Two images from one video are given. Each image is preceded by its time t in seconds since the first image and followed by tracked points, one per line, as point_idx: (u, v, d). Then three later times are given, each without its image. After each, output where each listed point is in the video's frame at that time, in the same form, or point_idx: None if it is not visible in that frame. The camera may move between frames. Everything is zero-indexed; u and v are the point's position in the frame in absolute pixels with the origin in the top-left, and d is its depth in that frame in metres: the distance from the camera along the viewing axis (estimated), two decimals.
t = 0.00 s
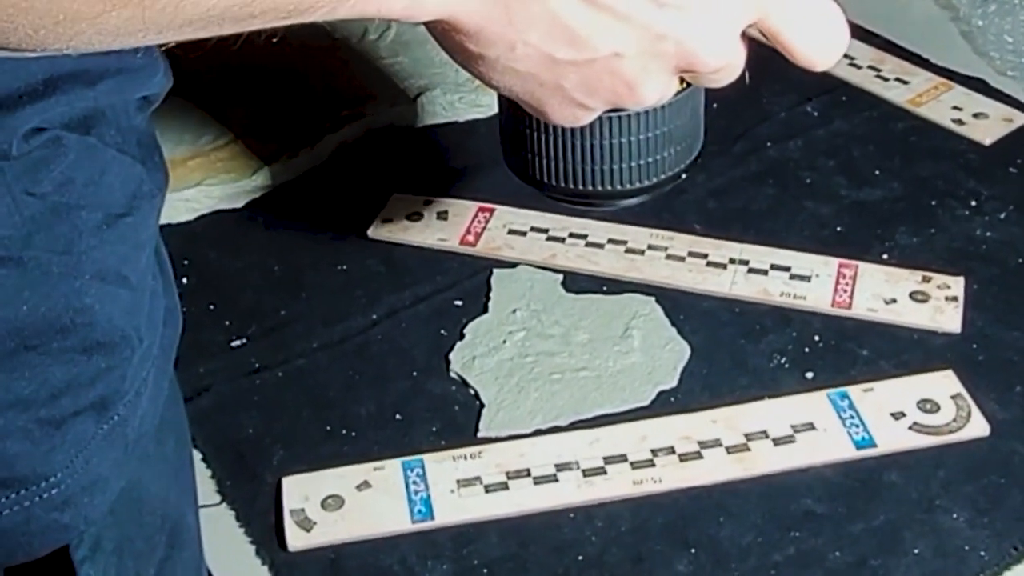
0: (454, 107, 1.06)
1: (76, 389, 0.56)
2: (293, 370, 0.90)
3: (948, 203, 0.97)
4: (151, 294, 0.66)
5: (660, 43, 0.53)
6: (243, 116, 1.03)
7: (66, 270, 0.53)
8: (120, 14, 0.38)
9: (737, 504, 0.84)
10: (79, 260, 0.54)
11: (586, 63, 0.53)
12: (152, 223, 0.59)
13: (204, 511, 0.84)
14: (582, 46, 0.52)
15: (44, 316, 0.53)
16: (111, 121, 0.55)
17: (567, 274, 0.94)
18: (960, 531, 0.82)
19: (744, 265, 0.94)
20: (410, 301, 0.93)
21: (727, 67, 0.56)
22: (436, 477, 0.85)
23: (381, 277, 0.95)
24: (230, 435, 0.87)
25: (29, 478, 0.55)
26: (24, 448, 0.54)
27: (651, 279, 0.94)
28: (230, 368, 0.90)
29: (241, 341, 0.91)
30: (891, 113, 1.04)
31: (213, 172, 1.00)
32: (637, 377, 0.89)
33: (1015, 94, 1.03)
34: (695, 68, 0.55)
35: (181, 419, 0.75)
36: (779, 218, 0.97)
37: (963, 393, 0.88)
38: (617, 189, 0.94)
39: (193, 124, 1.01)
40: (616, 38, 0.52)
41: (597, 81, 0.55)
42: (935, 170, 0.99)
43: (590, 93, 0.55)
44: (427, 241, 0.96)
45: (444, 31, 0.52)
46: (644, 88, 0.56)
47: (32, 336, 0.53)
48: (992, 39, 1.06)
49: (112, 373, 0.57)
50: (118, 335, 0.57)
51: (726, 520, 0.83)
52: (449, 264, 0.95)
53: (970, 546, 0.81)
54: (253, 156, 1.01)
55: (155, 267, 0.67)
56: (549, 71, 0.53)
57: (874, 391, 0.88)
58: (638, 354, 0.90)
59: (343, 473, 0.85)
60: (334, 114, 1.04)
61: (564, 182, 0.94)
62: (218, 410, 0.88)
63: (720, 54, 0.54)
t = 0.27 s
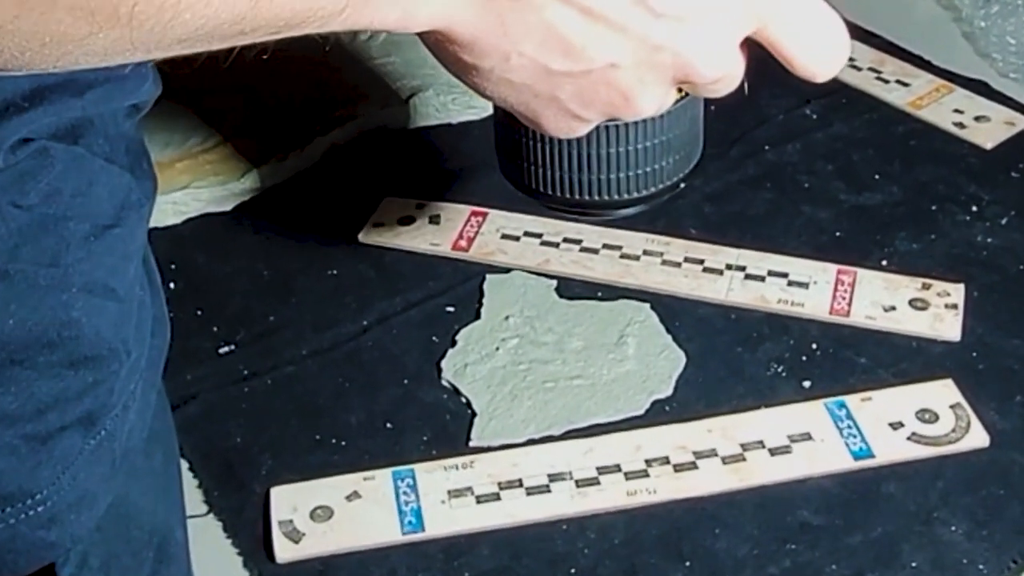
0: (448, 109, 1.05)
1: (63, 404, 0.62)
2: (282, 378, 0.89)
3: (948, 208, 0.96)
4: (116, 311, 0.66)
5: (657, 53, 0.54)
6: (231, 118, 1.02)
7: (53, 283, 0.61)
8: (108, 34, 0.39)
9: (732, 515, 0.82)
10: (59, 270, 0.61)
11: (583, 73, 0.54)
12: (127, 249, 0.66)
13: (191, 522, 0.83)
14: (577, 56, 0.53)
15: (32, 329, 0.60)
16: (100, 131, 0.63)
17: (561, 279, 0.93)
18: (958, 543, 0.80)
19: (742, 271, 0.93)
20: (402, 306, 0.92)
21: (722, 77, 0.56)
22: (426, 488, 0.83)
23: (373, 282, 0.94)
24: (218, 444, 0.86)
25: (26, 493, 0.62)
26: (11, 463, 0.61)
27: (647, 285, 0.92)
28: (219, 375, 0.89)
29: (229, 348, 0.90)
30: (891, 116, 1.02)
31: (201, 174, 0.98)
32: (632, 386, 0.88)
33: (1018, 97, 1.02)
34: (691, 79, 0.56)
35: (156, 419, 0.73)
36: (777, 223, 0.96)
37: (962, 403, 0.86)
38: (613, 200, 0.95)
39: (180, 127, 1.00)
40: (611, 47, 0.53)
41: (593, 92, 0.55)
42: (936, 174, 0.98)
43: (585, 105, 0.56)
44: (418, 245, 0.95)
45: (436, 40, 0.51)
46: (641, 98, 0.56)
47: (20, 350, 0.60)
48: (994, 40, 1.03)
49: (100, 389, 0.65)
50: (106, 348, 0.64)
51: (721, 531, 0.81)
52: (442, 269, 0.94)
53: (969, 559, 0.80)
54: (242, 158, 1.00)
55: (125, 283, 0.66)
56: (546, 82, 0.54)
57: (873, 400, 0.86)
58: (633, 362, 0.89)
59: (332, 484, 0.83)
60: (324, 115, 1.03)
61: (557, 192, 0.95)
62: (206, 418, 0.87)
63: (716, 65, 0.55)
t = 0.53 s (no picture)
0: (445, 119, 1.06)
1: (63, 436, 0.64)
2: (276, 392, 0.89)
3: (946, 228, 0.96)
4: (117, 343, 0.67)
5: (654, 92, 0.53)
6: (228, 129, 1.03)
7: (53, 317, 0.62)
8: (114, 107, 0.38)
9: (724, 539, 0.82)
10: (62, 302, 0.62)
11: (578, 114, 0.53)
12: (126, 279, 0.67)
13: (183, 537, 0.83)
14: (575, 93, 0.51)
15: (35, 363, 0.61)
16: (104, 160, 0.64)
17: (557, 296, 0.93)
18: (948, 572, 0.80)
19: (738, 290, 0.93)
20: (397, 321, 0.92)
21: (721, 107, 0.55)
22: (418, 506, 0.83)
23: (369, 295, 0.94)
24: (211, 459, 0.86)
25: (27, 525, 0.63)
26: (12, 496, 0.62)
27: (643, 303, 0.92)
28: (213, 388, 0.89)
29: (223, 361, 0.91)
30: (892, 133, 1.02)
31: (198, 182, 0.99)
32: (625, 405, 0.88)
33: (1019, 114, 1.02)
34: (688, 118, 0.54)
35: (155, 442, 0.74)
36: (774, 241, 0.96)
37: (955, 429, 0.86)
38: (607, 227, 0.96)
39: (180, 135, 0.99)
40: (610, 89, 0.52)
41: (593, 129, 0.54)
42: (936, 193, 0.98)
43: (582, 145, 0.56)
44: (415, 259, 0.95)
45: (436, 81, 0.51)
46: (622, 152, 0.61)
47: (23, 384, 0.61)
48: (997, 57, 1.06)
49: (99, 419, 0.66)
50: (107, 379, 0.66)
51: (711, 555, 0.81)
52: (439, 284, 0.95)
53: None
54: (238, 167, 1.00)
55: (129, 320, 0.68)
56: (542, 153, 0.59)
57: (866, 425, 0.87)
58: (626, 382, 0.89)
59: (324, 501, 0.83)
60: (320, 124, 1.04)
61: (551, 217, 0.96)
62: (200, 431, 0.87)
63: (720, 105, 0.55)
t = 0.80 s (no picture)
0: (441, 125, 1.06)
1: (65, 484, 0.64)
2: (272, 408, 0.89)
3: (946, 242, 0.96)
4: (116, 389, 0.66)
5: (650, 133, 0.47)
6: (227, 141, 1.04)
7: (56, 368, 0.61)
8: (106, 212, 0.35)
9: (718, 563, 0.82)
10: (65, 352, 0.61)
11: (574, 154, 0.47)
12: (125, 323, 0.66)
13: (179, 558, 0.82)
14: (570, 134, 0.45)
15: (34, 414, 0.61)
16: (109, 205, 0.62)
17: (555, 310, 0.94)
18: None
19: (737, 306, 0.93)
20: (394, 334, 0.92)
21: (730, 149, 0.50)
22: (414, 528, 0.83)
23: (366, 308, 0.94)
24: (207, 477, 0.86)
25: (28, 574, 0.63)
26: (14, 546, 0.62)
27: (640, 318, 0.93)
28: (210, 402, 0.89)
29: (219, 375, 0.90)
30: (893, 142, 1.03)
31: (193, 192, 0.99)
32: (621, 424, 0.88)
33: (1022, 124, 1.02)
34: (688, 157, 0.49)
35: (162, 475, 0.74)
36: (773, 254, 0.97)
37: (951, 451, 0.86)
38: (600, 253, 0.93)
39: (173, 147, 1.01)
40: (606, 129, 0.46)
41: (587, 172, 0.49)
42: (935, 205, 0.98)
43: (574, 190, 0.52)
44: (413, 271, 0.95)
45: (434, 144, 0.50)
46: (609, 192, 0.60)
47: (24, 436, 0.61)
48: (1000, 63, 1.05)
49: (100, 466, 0.66)
50: (106, 426, 0.65)
51: None
52: (437, 298, 0.95)
53: None
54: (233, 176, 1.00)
55: (128, 364, 0.67)
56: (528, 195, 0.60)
57: (862, 446, 0.87)
58: (623, 401, 0.89)
59: (320, 522, 0.83)
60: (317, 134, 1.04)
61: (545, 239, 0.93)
62: (196, 447, 0.87)
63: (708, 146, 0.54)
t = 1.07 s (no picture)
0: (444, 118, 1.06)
1: (81, 506, 0.64)
2: (280, 404, 0.89)
3: (954, 235, 0.97)
4: (131, 409, 0.66)
5: (657, 153, 0.52)
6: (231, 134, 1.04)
7: (69, 393, 0.61)
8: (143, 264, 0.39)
9: (725, 564, 0.82)
10: (80, 377, 0.61)
11: (581, 172, 0.53)
12: (140, 342, 0.65)
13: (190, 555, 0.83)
14: (577, 155, 0.51)
15: (50, 439, 0.61)
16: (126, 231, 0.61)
17: (563, 304, 0.94)
18: None
19: (745, 301, 0.94)
20: (402, 329, 0.93)
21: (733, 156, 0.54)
22: (423, 527, 0.83)
23: (375, 301, 0.94)
24: (215, 474, 0.86)
25: None
26: (32, 569, 0.63)
27: (649, 313, 0.93)
28: (218, 396, 0.89)
29: (228, 370, 0.90)
30: (904, 132, 1.03)
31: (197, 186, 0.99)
32: (629, 421, 0.88)
33: None
34: (693, 172, 0.54)
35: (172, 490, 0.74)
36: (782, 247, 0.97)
37: (957, 451, 0.87)
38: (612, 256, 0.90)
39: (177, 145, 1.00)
40: (611, 148, 0.51)
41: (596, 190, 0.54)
42: (945, 198, 0.99)
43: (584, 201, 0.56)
44: (421, 264, 0.96)
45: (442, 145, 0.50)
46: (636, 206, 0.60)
47: (40, 460, 0.61)
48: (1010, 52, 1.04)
49: (116, 486, 0.66)
50: (121, 447, 0.65)
51: None
52: (446, 291, 0.95)
53: None
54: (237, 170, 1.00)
55: (143, 385, 0.66)
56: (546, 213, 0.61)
57: (868, 446, 0.87)
58: (631, 398, 0.89)
59: (330, 520, 0.83)
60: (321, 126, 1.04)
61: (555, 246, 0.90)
62: (204, 443, 0.87)
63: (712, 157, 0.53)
